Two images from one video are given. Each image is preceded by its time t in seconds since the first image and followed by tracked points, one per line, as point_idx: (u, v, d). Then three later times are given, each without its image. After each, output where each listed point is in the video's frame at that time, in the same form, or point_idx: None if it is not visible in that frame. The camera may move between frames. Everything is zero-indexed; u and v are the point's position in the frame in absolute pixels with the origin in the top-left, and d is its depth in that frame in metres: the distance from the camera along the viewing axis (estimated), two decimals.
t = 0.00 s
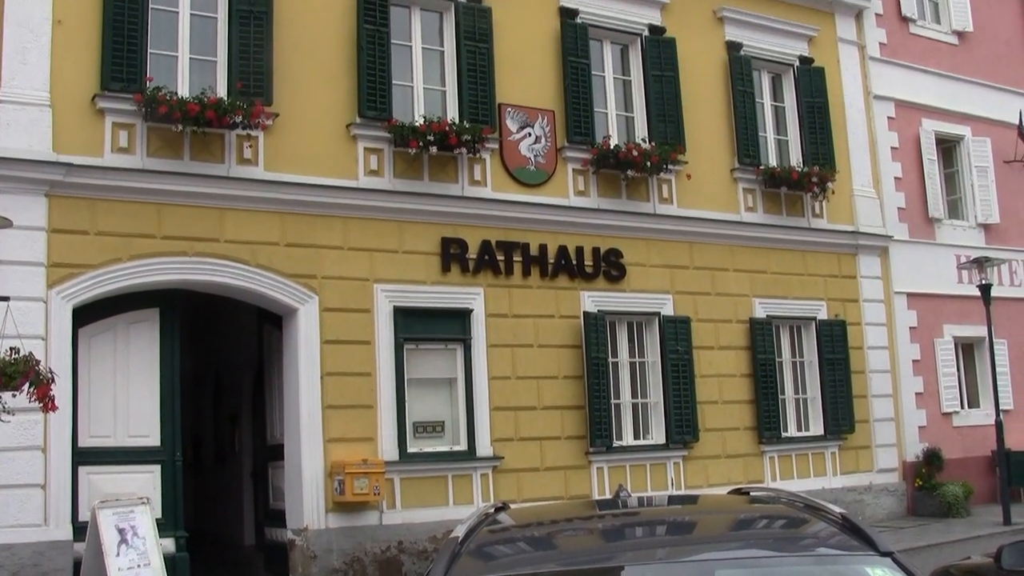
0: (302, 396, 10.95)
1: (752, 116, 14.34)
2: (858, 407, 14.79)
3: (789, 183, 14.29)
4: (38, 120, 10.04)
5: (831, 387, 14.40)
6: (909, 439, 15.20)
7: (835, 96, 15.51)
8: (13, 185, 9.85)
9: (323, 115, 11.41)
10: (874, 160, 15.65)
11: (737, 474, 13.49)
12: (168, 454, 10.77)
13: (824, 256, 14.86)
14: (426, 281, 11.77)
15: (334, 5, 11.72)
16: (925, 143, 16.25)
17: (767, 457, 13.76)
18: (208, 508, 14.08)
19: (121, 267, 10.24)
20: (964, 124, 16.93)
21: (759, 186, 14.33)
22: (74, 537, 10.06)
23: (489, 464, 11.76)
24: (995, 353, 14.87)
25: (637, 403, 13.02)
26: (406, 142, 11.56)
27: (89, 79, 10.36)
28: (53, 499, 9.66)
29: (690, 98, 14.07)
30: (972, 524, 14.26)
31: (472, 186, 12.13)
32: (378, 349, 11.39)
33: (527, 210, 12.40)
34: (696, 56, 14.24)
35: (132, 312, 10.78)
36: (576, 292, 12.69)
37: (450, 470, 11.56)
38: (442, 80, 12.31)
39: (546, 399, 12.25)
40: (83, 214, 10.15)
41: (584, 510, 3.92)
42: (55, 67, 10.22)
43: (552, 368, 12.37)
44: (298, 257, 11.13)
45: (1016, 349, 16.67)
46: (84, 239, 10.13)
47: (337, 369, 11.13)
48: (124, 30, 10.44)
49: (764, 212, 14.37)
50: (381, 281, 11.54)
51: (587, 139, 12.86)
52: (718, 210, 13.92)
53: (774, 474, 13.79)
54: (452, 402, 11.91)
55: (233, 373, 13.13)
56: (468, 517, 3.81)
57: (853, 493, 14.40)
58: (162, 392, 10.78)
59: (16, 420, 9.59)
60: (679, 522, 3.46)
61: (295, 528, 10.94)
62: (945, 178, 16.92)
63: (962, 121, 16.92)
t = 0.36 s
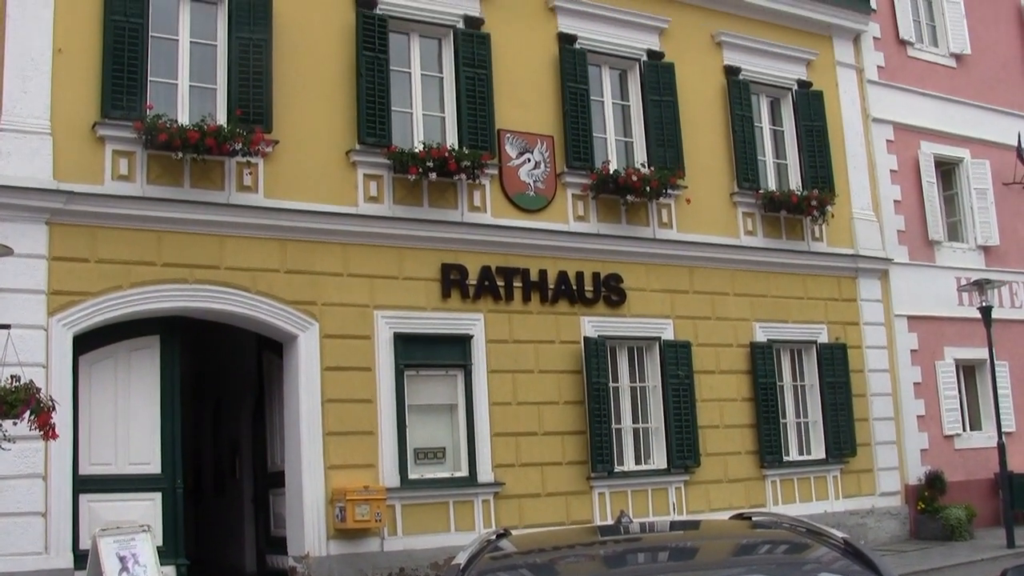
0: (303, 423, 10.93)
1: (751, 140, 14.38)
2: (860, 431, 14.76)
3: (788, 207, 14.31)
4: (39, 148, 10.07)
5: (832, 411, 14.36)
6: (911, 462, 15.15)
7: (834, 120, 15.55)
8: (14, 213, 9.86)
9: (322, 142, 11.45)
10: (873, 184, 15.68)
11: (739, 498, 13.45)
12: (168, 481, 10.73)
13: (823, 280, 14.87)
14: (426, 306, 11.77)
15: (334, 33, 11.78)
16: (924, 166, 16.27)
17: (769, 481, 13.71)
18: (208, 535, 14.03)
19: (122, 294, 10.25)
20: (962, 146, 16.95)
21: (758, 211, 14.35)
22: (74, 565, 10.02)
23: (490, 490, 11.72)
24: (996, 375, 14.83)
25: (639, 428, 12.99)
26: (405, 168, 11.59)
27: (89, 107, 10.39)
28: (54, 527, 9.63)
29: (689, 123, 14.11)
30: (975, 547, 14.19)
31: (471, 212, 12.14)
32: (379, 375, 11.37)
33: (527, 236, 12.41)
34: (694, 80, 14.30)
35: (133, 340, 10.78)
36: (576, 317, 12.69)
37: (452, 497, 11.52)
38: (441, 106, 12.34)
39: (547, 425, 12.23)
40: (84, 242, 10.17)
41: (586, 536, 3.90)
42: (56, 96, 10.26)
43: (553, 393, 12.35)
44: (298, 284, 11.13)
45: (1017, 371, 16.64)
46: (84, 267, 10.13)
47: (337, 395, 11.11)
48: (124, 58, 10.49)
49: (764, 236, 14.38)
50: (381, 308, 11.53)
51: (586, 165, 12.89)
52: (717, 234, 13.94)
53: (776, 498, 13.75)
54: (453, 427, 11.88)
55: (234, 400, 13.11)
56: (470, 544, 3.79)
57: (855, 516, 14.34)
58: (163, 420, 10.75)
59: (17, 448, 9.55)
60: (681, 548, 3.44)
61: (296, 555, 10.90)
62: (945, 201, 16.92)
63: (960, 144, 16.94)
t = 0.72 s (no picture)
0: (304, 458, 10.89)
1: (753, 175, 14.42)
2: (862, 466, 14.70)
3: (790, 242, 14.31)
4: (42, 183, 10.10)
5: (835, 447, 14.30)
6: (915, 497, 15.07)
7: (835, 155, 15.61)
8: (17, 247, 9.88)
9: (325, 177, 11.48)
10: (874, 219, 15.71)
11: (742, 534, 13.39)
12: (169, 516, 10.68)
13: (825, 315, 14.87)
14: (428, 342, 11.77)
15: (337, 69, 11.85)
16: (926, 201, 16.29)
17: (771, 517, 13.65)
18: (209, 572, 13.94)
19: (124, 328, 10.25)
20: (963, 181, 16.98)
21: (760, 246, 14.36)
22: None
23: (492, 526, 11.65)
24: (999, 410, 14.78)
25: (641, 464, 12.93)
26: (408, 204, 11.62)
27: (93, 142, 10.44)
28: (54, 563, 9.59)
29: (691, 159, 14.15)
30: None
31: (473, 248, 12.16)
32: (381, 410, 11.35)
33: (529, 271, 12.42)
34: (696, 116, 14.36)
35: (135, 375, 10.77)
36: (578, 353, 12.68)
37: (453, 533, 11.45)
38: (443, 142, 12.39)
39: (549, 461, 12.18)
40: (87, 276, 10.18)
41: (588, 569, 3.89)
42: (60, 131, 10.31)
43: (555, 429, 12.31)
44: (300, 319, 11.13)
45: (1020, 406, 16.58)
46: (87, 301, 10.14)
47: (339, 431, 11.08)
48: (128, 94, 10.55)
49: (766, 271, 14.39)
50: (383, 343, 11.53)
51: (588, 201, 12.93)
52: (720, 269, 13.95)
53: (778, 534, 13.68)
54: (454, 464, 11.84)
55: (235, 436, 13.07)
56: None
57: (858, 553, 14.26)
58: (164, 455, 10.72)
59: (19, 483, 9.52)
60: None
61: None
62: (946, 236, 16.92)
63: (961, 178, 16.97)
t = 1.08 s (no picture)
0: (309, 494, 10.86)
1: (757, 210, 14.46)
2: (868, 501, 14.63)
3: (794, 277, 14.32)
4: (49, 218, 10.15)
5: (841, 482, 14.23)
6: (921, 533, 14.99)
7: (839, 191, 15.65)
8: (23, 282, 9.92)
9: (330, 213, 11.54)
10: (878, 254, 15.73)
11: (748, 570, 13.32)
12: (174, 551, 10.65)
13: (831, 349, 14.85)
14: (433, 377, 11.76)
15: (343, 105, 11.93)
16: (930, 236, 16.30)
17: (777, 553, 13.58)
18: None
19: (129, 364, 10.26)
20: (968, 215, 16.99)
21: (765, 281, 14.38)
22: None
23: (497, 561, 11.60)
24: (1005, 445, 14.71)
25: (646, 500, 12.88)
26: (413, 240, 11.64)
27: (100, 178, 10.51)
28: None
29: (696, 194, 14.19)
30: None
31: (478, 283, 12.18)
32: (386, 446, 11.33)
33: (534, 307, 12.43)
34: (700, 151, 14.41)
35: (140, 409, 10.77)
36: (583, 388, 12.66)
37: (458, 569, 11.39)
38: (448, 178, 12.44)
39: (554, 496, 12.14)
40: (93, 311, 10.21)
41: None
42: (66, 167, 10.38)
43: (560, 464, 12.28)
44: (305, 354, 11.14)
45: None
46: (92, 336, 10.16)
47: (344, 466, 11.06)
48: (134, 130, 10.62)
49: (771, 306, 14.39)
50: (388, 379, 11.53)
51: (593, 236, 12.96)
52: (725, 305, 13.96)
53: (784, 570, 13.60)
54: (459, 499, 11.80)
55: (240, 472, 13.04)
56: None
57: None
58: (169, 489, 10.70)
59: (24, 517, 9.51)
60: None
61: None
62: (951, 270, 16.90)
63: (966, 213, 16.98)
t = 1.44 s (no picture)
0: (314, 529, 10.80)
1: (762, 243, 14.47)
2: (875, 533, 14.53)
3: (799, 310, 14.30)
4: (55, 253, 10.17)
5: (847, 514, 14.14)
6: (929, 566, 14.88)
7: (843, 223, 15.67)
8: (30, 317, 9.93)
9: (336, 248, 11.55)
10: (883, 286, 15.72)
11: None
12: None
13: (836, 381, 14.82)
14: (438, 412, 11.73)
15: (348, 140, 11.98)
16: (935, 267, 16.30)
17: None
18: None
19: (134, 399, 10.23)
20: (972, 246, 16.99)
21: (769, 313, 14.36)
22: None
23: None
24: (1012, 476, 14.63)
25: (652, 534, 12.80)
26: (418, 274, 11.64)
27: (106, 213, 10.54)
28: None
29: (700, 227, 14.21)
30: None
31: (483, 318, 12.18)
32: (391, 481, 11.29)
33: (539, 341, 12.41)
34: (704, 184, 14.44)
35: (145, 445, 10.74)
36: (589, 422, 12.62)
37: None
38: (453, 213, 12.46)
39: (560, 530, 12.08)
40: (98, 346, 10.20)
41: None
42: (72, 202, 10.41)
43: (566, 498, 12.22)
44: (311, 389, 11.13)
45: None
46: (98, 371, 10.15)
47: (349, 501, 11.01)
48: (140, 165, 10.65)
49: (775, 338, 14.37)
50: (394, 414, 11.50)
51: (598, 270, 12.97)
52: (730, 338, 13.94)
53: None
54: (465, 534, 11.74)
55: (245, 507, 12.99)
56: None
57: None
58: (173, 524, 10.68)
59: (27, 553, 9.46)
60: None
61: None
62: (955, 302, 16.88)
63: (970, 243, 16.98)
